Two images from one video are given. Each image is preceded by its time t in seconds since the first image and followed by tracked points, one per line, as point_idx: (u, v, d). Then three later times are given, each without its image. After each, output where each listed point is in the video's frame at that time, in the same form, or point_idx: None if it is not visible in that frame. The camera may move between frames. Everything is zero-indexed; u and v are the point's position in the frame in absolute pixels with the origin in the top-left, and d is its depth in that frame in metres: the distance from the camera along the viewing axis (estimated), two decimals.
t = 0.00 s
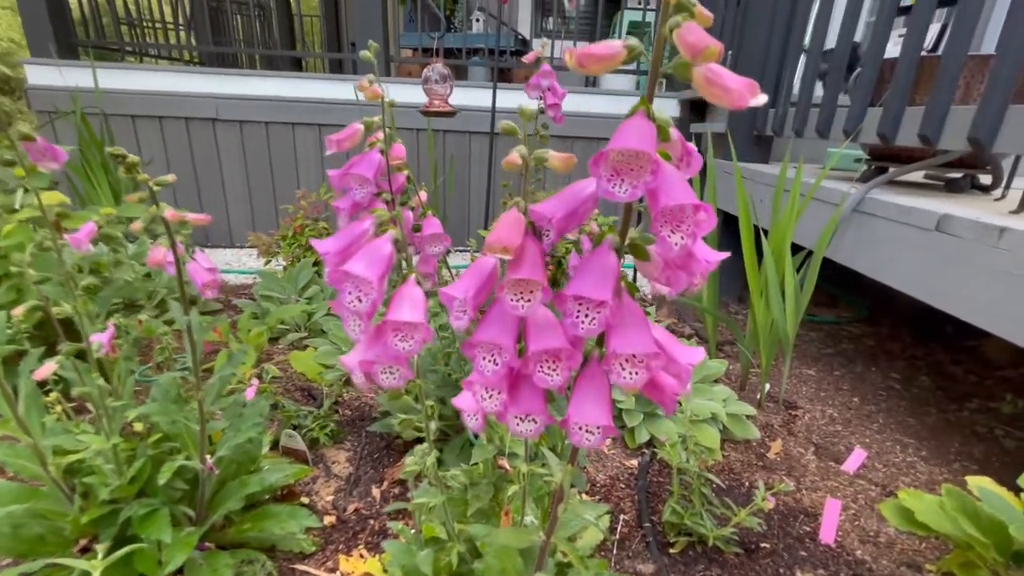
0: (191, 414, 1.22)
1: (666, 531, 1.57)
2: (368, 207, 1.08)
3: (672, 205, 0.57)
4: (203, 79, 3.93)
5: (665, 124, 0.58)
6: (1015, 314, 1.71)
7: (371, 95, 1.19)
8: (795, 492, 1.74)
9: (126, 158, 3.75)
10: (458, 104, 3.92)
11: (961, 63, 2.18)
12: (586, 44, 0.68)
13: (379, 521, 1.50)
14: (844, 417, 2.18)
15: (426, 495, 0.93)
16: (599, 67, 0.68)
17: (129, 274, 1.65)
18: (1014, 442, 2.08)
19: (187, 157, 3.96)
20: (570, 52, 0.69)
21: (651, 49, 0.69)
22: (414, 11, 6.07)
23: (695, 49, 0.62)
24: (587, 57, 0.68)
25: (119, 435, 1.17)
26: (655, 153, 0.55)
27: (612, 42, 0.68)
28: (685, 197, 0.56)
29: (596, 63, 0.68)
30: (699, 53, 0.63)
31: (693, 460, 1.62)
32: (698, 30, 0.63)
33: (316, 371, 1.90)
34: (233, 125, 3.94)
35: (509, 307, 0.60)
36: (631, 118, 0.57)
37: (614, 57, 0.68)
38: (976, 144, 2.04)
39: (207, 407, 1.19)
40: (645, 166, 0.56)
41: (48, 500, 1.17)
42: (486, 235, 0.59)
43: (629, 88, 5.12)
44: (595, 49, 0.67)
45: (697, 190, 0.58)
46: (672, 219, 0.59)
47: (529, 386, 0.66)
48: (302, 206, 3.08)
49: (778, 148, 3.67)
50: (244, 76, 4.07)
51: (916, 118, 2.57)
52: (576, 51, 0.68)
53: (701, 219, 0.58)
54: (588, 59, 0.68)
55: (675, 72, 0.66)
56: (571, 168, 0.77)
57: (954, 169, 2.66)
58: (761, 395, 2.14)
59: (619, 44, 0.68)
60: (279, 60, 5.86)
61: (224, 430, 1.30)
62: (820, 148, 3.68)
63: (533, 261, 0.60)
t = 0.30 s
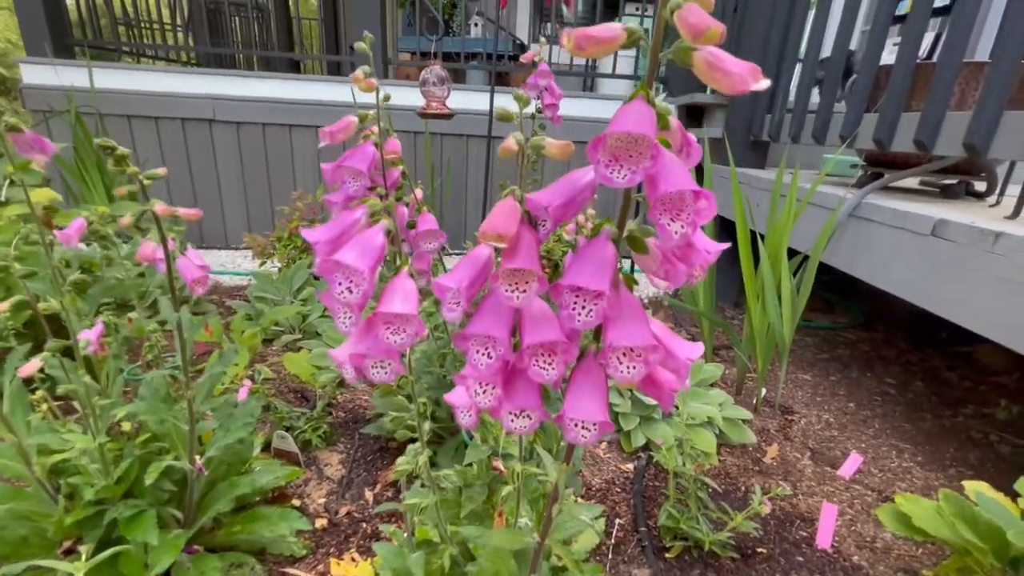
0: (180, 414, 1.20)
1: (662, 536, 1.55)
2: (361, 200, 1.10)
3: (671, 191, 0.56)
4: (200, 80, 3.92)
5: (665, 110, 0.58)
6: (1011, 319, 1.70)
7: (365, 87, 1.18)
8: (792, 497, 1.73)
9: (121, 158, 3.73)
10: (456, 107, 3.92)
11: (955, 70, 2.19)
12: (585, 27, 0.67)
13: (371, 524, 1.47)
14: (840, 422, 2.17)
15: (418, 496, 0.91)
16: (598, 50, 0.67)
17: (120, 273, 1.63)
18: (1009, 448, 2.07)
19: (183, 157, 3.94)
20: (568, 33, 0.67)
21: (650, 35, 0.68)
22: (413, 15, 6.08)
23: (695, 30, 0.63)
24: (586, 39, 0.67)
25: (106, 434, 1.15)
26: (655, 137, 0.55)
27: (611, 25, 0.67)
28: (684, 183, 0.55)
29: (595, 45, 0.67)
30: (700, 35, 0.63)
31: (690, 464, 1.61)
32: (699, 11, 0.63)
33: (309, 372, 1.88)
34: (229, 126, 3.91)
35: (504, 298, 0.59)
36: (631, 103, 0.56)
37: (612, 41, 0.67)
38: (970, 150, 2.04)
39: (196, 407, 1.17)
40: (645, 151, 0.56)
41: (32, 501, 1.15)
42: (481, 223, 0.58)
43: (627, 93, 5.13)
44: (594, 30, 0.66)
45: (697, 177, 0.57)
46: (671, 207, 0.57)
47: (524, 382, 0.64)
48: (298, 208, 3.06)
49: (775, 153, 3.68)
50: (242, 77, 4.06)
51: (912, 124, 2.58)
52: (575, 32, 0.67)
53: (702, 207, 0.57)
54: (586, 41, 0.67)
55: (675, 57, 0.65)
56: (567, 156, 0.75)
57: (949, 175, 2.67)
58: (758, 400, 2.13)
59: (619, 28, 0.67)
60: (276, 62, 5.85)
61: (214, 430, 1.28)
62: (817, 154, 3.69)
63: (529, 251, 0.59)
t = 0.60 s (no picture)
0: (173, 417, 1.18)
1: (659, 545, 1.53)
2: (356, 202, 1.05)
3: (669, 191, 0.56)
4: (201, 84, 3.93)
5: (664, 110, 0.57)
6: (1011, 329, 1.69)
7: (363, 87, 1.16)
8: (791, 506, 1.71)
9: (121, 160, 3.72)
10: (456, 113, 3.93)
11: (954, 80, 2.19)
12: (582, 23, 0.66)
13: (366, 531, 1.45)
14: (839, 431, 2.15)
15: (410, 502, 0.89)
16: (595, 47, 0.67)
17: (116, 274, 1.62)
18: (1009, 458, 2.06)
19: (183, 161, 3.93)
20: (564, 31, 0.67)
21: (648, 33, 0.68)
22: (416, 22, 6.10)
23: (695, 28, 0.62)
24: (584, 37, 0.66)
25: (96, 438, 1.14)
26: (652, 135, 0.54)
27: (609, 22, 0.67)
28: (682, 183, 0.54)
29: (592, 43, 0.67)
30: (699, 32, 0.63)
31: (688, 472, 1.59)
32: (698, 9, 0.62)
33: (305, 377, 1.86)
34: (230, 130, 3.91)
35: (498, 299, 0.58)
36: (630, 100, 0.55)
37: (610, 38, 0.67)
38: (970, 159, 2.04)
39: (189, 410, 1.15)
40: (642, 150, 0.55)
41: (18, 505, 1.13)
42: (476, 223, 0.57)
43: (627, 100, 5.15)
44: (591, 28, 0.66)
45: (695, 177, 0.57)
46: (669, 207, 0.57)
47: (518, 385, 0.63)
48: (297, 212, 3.06)
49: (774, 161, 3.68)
50: (242, 82, 4.06)
51: (911, 133, 2.58)
52: (572, 30, 0.66)
53: (700, 207, 0.56)
54: (583, 38, 0.66)
55: (674, 55, 0.65)
56: (564, 156, 0.74)
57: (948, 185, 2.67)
58: (756, 408, 2.11)
59: (617, 26, 0.67)
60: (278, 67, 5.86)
61: (206, 435, 1.26)
62: (816, 163, 3.69)
63: (524, 252, 0.58)
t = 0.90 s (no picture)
0: (167, 416, 1.18)
1: (656, 549, 1.53)
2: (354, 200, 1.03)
3: (670, 190, 0.55)
4: (203, 83, 3.92)
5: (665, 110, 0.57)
6: (1010, 336, 1.69)
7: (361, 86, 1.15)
8: (789, 511, 1.70)
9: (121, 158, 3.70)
10: (457, 115, 3.93)
11: (954, 86, 2.19)
12: (583, 20, 0.66)
13: (362, 532, 1.45)
14: (837, 436, 2.15)
15: (406, 504, 0.89)
16: (596, 44, 0.66)
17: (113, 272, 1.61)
18: (1008, 465, 2.05)
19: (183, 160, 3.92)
20: (565, 27, 0.66)
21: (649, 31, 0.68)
22: (417, 23, 6.10)
23: (697, 26, 0.62)
24: (585, 33, 0.65)
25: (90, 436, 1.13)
26: (653, 132, 0.53)
27: (609, 19, 0.66)
28: (684, 182, 0.54)
29: (592, 40, 0.66)
30: (701, 29, 0.63)
31: (685, 476, 1.58)
32: (700, 6, 0.62)
33: (302, 377, 1.85)
34: (230, 129, 3.90)
35: (495, 299, 0.58)
36: (631, 98, 0.55)
37: (611, 35, 0.66)
38: (970, 165, 2.04)
39: (184, 409, 1.14)
40: (642, 149, 0.54)
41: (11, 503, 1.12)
42: (473, 221, 0.57)
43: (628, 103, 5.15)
44: (592, 24, 0.65)
45: (695, 176, 0.56)
46: (669, 207, 0.56)
47: (515, 386, 0.63)
48: (296, 211, 3.05)
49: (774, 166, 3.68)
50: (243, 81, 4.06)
51: (911, 139, 2.58)
52: (573, 26, 0.65)
53: (701, 207, 0.56)
54: (584, 35, 0.66)
55: (675, 53, 0.64)
56: (562, 154, 0.73)
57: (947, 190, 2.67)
58: (755, 412, 2.10)
59: (618, 23, 0.66)
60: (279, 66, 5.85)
61: (202, 433, 1.26)
62: (816, 168, 3.69)
63: (522, 251, 0.57)
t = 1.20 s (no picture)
0: (158, 408, 1.16)
1: (651, 546, 1.52)
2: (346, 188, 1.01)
3: (666, 171, 0.54)
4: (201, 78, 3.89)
5: (661, 91, 0.56)
6: (1006, 334, 1.69)
7: (353, 71, 1.10)
8: (784, 508, 1.70)
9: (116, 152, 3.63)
10: (455, 111, 3.91)
11: (954, 84, 2.19)
12: None
13: (355, 527, 1.44)
14: (833, 434, 2.15)
15: (397, 498, 0.87)
16: (591, 20, 0.65)
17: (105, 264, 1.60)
18: (1003, 464, 2.05)
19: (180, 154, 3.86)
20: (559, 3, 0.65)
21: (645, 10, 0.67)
22: (417, 20, 6.08)
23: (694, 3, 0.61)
24: (578, 8, 0.65)
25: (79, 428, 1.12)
26: (649, 110, 0.52)
27: None
28: (679, 162, 0.53)
29: (587, 16, 0.65)
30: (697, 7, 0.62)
31: (680, 473, 1.58)
32: None
33: (296, 372, 1.84)
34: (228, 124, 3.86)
35: (485, 284, 0.57)
36: (626, 77, 0.54)
37: (606, 13, 0.66)
38: (968, 163, 2.03)
39: (174, 401, 1.13)
40: (637, 129, 0.53)
41: None
42: (463, 203, 0.56)
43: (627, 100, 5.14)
44: None
45: (691, 157, 0.55)
46: (664, 189, 0.55)
47: (506, 375, 0.62)
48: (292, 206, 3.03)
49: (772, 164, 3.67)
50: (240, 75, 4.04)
51: (910, 137, 2.58)
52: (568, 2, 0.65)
53: (696, 189, 0.55)
54: (579, 11, 0.65)
55: (672, 32, 0.63)
56: (555, 134, 0.72)
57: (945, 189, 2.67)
58: (751, 410, 2.10)
59: None
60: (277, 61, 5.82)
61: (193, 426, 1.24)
62: (814, 166, 3.68)
63: (512, 234, 0.56)
